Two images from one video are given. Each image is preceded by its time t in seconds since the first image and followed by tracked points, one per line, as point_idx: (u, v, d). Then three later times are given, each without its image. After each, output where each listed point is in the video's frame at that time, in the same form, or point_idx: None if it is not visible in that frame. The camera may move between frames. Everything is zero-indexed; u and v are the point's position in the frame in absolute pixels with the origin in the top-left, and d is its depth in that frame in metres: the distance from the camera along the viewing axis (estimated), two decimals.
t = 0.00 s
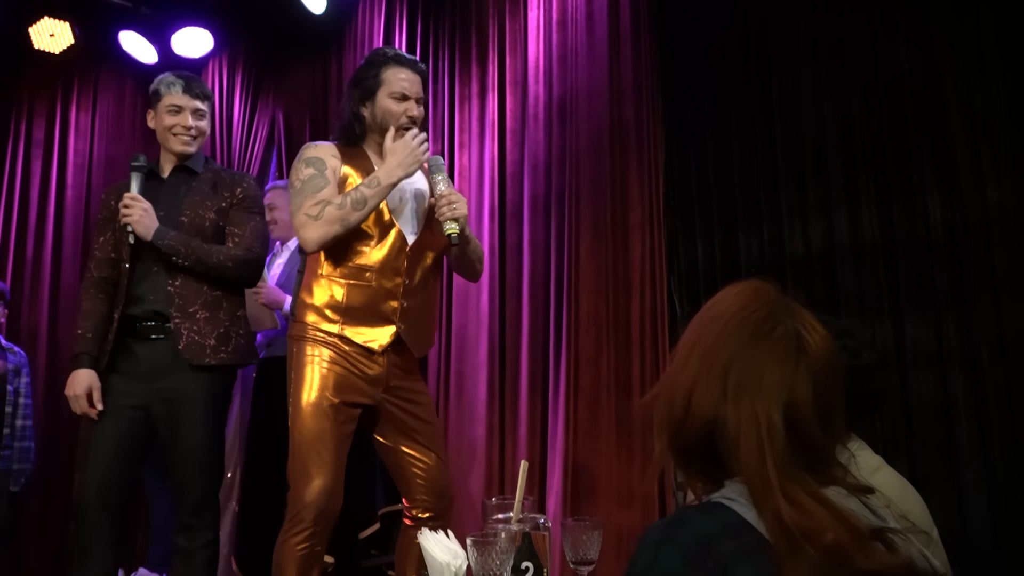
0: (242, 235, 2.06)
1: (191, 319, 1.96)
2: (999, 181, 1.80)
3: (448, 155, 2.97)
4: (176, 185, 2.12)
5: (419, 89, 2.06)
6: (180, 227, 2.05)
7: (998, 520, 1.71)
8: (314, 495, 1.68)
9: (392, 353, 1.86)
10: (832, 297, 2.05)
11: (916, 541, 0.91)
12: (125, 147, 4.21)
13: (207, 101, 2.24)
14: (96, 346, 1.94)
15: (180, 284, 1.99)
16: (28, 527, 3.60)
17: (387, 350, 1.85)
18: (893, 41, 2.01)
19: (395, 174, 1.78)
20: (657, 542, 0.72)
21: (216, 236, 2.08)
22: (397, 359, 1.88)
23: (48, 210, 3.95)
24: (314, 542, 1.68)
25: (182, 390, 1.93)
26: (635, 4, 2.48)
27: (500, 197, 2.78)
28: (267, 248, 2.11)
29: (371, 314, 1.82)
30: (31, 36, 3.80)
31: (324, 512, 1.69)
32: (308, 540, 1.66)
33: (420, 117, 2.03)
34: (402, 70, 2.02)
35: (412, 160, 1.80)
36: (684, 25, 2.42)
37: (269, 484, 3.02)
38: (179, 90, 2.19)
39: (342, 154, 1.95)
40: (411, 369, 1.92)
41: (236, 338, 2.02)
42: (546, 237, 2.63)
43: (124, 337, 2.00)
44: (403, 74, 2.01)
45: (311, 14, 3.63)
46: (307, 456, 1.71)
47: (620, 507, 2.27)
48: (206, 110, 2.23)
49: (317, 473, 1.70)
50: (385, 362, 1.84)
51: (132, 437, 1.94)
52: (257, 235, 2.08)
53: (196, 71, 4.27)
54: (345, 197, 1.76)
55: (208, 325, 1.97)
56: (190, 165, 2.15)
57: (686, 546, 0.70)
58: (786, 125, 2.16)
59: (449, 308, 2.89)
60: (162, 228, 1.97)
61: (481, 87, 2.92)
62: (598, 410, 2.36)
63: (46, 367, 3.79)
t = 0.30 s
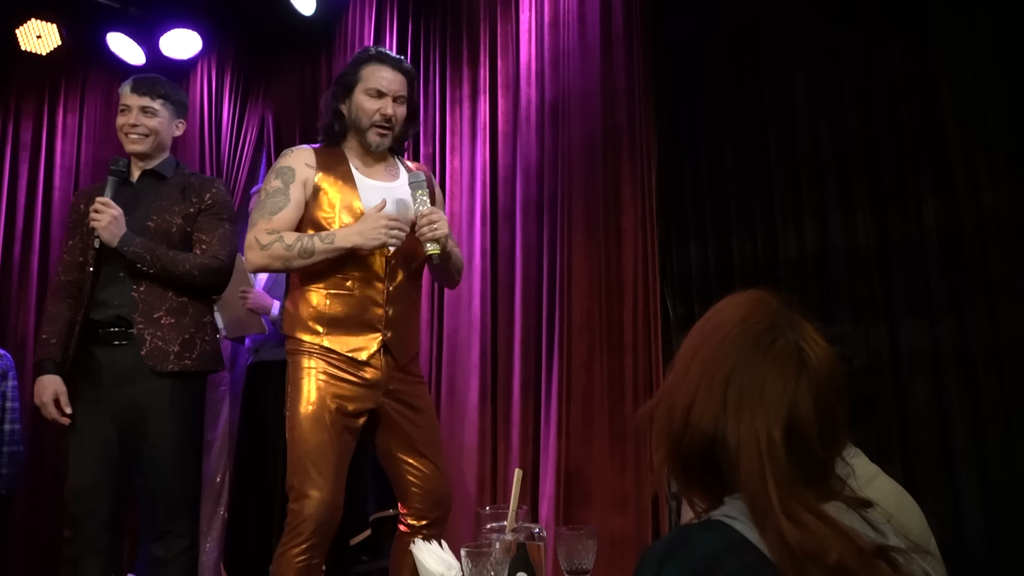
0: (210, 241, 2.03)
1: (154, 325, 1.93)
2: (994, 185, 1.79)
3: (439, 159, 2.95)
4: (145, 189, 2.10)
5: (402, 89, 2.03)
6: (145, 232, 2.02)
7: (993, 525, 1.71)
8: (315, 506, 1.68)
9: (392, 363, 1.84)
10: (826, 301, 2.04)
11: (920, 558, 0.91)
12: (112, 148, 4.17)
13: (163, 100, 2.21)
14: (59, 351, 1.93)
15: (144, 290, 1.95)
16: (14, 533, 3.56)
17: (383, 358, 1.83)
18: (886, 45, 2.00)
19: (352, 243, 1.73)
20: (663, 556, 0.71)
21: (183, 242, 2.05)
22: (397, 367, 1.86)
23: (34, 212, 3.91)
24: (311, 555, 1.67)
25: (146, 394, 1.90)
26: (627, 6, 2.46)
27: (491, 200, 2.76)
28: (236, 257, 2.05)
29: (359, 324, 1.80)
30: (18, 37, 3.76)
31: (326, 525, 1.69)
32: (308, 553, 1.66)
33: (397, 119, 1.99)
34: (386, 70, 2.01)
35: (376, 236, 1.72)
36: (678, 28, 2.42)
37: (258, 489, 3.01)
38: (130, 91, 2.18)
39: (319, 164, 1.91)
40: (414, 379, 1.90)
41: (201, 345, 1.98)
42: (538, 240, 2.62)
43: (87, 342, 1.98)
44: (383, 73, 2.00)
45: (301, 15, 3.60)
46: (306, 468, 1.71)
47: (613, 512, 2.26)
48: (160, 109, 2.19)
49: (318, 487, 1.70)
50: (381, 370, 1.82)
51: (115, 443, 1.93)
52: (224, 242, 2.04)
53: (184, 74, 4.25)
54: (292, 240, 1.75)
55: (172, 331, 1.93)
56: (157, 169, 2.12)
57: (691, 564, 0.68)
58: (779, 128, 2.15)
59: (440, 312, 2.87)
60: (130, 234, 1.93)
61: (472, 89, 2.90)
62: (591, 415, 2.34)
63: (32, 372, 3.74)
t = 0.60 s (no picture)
0: (181, 246, 2.02)
1: (124, 328, 1.91)
2: (985, 189, 1.80)
3: (429, 160, 2.94)
4: (114, 192, 2.07)
5: (388, 87, 2.01)
6: (114, 235, 1.99)
7: (984, 529, 1.71)
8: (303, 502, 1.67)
9: (386, 360, 1.81)
10: (816, 304, 2.03)
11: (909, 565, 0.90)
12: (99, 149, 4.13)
13: (111, 99, 2.12)
14: (28, 351, 1.90)
15: (113, 293, 1.93)
16: None
17: (374, 353, 1.80)
18: (877, 48, 2.00)
19: (317, 279, 1.71)
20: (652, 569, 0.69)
21: (153, 247, 2.03)
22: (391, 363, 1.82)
23: (20, 212, 3.87)
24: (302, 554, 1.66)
25: (118, 399, 1.89)
26: (618, 7, 2.46)
27: (482, 202, 2.75)
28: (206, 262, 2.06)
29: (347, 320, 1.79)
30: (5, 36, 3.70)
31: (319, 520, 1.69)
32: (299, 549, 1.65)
33: (382, 117, 1.97)
34: (370, 70, 1.99)
35: (337, 283, 1.69)
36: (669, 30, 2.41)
37: (243, 491, 2.98)
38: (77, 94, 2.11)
39: (309, 163, 1.90)
40: (410, 376, 1.86)
41: (171, 348, 1.96)
42: (529, 242, 2.61)
43: (54, 346, 1.95)
44: (367, 74, 1.99)
45: (290, 14, 3.58)
46: (297, 468, 1.70)
47: (603, 516, 2.25)
48: (110, 108, 2.11)
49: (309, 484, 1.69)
50: (372, 366, 1.79)
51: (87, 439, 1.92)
52: (195, 248, 2.03)
53: (173, 73, 4.23)
54: (267, 253, 1.76)
55: (141, 335, 1.92)
56: (128, 171, 2.09)
57: None
58: (771, 130, 2.15)
59: (430, 314, 2.86)
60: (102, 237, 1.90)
61: (462, 90, 2.88)
62: (582, 417, 2.33)
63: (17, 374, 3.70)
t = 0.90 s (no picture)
0: (168, 248, 2.03)
1: (113, 331, 1.92)
2: (982, 187, 1.80)
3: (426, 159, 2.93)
4: (99, 193, 2.07)
5: (406, 98, 2.00)
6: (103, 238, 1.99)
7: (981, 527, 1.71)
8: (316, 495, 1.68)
9: (396, 361, 1.79)
10: (813, 302, 2.03)
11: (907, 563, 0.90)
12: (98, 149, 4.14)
13: (104, 102, 2.10)
14: (15, 351, 1.92)
15: (101, 296, 1.94)
16: None
17: (384, 355, 1.78)
18: (874, 47, 2.00)
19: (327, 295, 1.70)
20: (647, 568, 0.68)
21: (139, 248, 2.04)
22: (402, 366, 1.80)
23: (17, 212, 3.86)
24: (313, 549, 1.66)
25: (104, 399, 1.88)
26: (615, 6, 2.46)
27: (479, 202, 2.75)
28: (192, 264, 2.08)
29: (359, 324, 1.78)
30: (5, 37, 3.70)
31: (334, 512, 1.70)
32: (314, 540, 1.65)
33: (400, 125, 1.96)
34: (385, 82, 1.99)
35: (341, 303, 1.66)
36: (665, 28, 2.41)
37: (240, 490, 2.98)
38: (69, 94, 2.08)
39: (333, 172, 1.93)
40: (422, 378, 1.84)
41: (158, 349, 1.98)
42: (526, 242, 2.61)
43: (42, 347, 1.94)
44: (382, 85, 1.99)
45: (288, 15, 3.59)
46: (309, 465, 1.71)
47: (601, 514, 2.25)
48: (103, 111, 2.10)
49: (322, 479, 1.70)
50: (382, 367, 1.78)
51: (77, 434, 1.92)
52: (182, 250, 2.04)
53: (171, 74, 4.23)
54: (286, 262, 1.79)
55: (130, 337, 1.93)
56: (112, 174, 2.09)
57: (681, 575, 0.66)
58: (767, 129, 2.15)
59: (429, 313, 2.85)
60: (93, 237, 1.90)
61: (460, 89, 2.88)
62: (579, 416, 2.34)
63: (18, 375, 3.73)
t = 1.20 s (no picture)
0: (179, 250, 2.07)
1: (131, 333, 1.95)
2: (991, 187, 1.79)
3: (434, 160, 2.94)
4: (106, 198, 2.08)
5: (421, 106, 1.99)
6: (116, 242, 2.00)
7: (991, 528, 1.70)
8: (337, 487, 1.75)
9: (399, 363, 1.80)
10: (822, 303, 2.03)
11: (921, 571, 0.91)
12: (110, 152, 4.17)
13: (117, 109, 2.14)
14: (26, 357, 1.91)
15: (120, 297, 1.96)
16: (8, 537, 3.54)
17: (388, 360, 1.80)
18: (881, 47, 1.99)
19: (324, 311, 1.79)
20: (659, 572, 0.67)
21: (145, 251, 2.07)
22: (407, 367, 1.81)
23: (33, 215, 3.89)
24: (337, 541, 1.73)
25: (123, 398, 1.91)
26: (622, 8, 2.47)
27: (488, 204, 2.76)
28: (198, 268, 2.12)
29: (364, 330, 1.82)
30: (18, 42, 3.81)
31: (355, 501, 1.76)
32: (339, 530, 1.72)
33: (416, 133, 1.96)
34: (400, 91, 1.99)
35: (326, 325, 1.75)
36: (671, 29, 2.42)
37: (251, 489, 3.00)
38: (83, 98, 2.10)
39: (356, 185, 2.00)
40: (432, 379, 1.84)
41: (170, 352, 2.02)
42: (535, 243, 2.62)
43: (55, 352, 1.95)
44: (399, 95, 1.99)
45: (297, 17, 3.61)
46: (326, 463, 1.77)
47: (610, 515, 2.25)
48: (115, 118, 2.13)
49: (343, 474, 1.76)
50: (387, 371, 1.79)
51: (87, 431, 1.92)
52: (192, 253, 2.09)
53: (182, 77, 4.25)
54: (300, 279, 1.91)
55: (146, 339, 1.97)
56: (118, 179, 2.10)
57: None
58: (775, 130, 2.15)
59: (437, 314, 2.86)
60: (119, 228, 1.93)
61: (468, 91, 2.89)
62: (587, 417, 2.34)
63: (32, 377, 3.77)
